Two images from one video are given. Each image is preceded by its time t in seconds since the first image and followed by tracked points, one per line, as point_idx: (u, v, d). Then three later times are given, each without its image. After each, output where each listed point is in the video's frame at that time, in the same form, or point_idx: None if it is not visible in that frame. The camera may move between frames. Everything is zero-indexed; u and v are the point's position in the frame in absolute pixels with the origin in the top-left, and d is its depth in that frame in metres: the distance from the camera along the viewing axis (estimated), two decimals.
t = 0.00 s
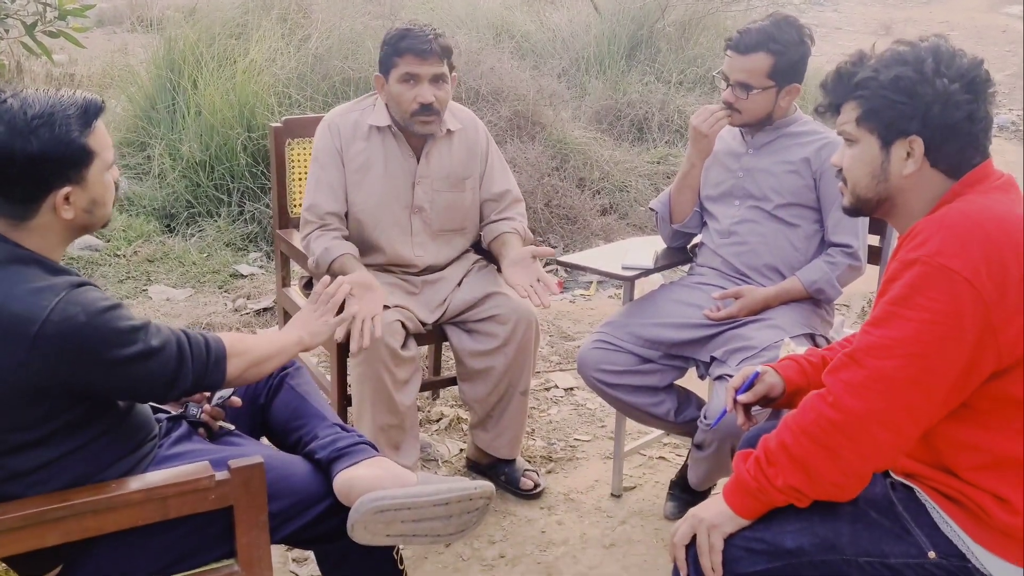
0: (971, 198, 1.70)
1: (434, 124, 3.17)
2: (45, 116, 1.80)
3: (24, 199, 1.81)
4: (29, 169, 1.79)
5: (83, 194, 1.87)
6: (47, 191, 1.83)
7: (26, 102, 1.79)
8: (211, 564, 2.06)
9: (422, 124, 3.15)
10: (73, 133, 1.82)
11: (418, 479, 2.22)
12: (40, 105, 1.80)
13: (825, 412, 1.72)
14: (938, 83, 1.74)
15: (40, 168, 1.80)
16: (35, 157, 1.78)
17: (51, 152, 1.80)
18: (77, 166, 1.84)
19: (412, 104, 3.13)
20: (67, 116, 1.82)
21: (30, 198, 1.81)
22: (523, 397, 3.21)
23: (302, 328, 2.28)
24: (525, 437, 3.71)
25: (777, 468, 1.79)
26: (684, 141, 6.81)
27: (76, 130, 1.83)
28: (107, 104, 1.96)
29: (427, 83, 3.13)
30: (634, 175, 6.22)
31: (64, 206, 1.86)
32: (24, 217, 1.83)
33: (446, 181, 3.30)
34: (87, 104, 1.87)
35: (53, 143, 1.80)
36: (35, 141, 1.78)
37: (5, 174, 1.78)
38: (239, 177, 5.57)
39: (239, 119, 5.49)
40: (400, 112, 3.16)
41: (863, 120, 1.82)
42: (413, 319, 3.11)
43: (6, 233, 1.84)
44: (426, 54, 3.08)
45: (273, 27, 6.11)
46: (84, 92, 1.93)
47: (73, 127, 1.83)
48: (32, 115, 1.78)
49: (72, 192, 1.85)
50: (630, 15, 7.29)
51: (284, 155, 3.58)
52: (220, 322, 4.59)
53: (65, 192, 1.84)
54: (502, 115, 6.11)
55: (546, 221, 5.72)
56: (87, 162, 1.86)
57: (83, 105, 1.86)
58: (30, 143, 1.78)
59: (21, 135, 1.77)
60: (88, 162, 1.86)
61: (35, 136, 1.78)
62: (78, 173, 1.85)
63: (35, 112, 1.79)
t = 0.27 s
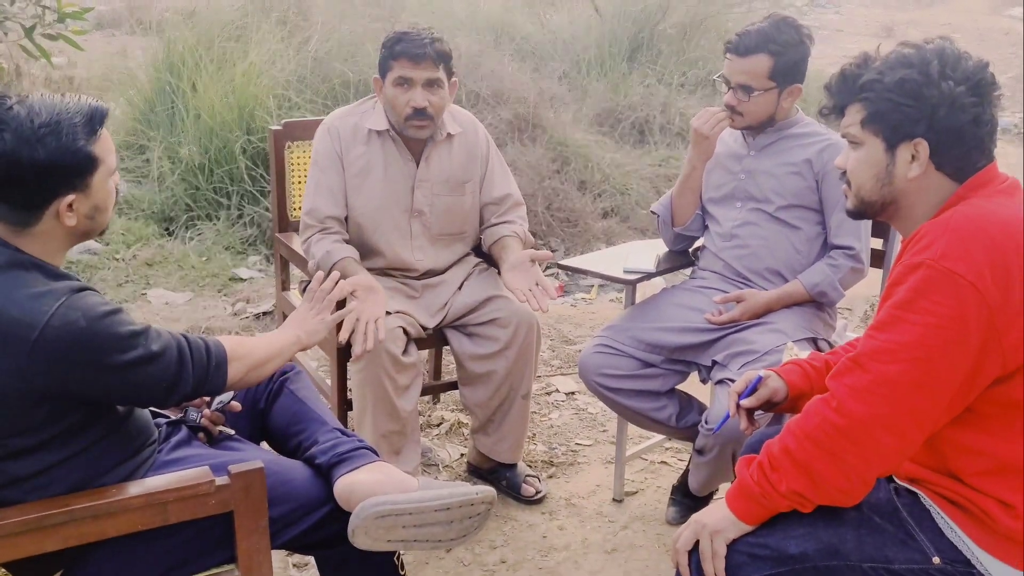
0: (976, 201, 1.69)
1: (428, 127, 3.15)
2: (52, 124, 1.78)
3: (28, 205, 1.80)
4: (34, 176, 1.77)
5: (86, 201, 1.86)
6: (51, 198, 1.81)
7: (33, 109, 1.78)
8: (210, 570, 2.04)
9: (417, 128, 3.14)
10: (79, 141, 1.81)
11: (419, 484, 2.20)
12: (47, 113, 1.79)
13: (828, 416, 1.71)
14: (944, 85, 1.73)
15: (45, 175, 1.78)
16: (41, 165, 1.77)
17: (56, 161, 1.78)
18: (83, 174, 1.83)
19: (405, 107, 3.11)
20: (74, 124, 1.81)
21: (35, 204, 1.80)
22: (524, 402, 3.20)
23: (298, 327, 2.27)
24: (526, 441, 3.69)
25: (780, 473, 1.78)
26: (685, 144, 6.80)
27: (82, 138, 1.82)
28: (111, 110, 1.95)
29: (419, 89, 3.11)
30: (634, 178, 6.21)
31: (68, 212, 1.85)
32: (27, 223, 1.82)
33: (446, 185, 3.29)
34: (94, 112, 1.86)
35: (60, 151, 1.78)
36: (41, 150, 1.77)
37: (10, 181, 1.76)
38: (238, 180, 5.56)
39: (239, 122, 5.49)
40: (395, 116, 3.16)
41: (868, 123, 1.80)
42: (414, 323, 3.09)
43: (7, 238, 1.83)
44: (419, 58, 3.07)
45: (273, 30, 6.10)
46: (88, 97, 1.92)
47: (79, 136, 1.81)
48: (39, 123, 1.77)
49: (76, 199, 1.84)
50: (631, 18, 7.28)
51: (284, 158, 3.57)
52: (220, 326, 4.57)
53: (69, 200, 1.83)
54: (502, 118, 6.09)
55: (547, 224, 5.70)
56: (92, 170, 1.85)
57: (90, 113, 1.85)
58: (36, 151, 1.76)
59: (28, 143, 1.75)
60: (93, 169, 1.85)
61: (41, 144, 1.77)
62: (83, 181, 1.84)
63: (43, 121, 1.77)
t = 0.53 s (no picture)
0: (977, 201, 1.70)
1: (428, 126, 3.17)
2: (64, 131, 1.80)
3: (36, 209, 1.80)
4: (45, 182, 1.79)
5: (94, 206, 1.88)
6: (61, 203, 1.82)
7: (46, 115, 1.79)
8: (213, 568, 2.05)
9: (417, 127, 3.15)
10: (91, 148, 1.83)
11: (421, 483, 2.21)
12: (60, 119, 1.80)
13: (831, 416, 1.72)
14: (945, 86, 1.74)
15: (56, 182, 1.80)
16: (52, 171, 1.79)
17: (69, 168, 1.80)
18: (92, 180, 1.85)
19: (405, 107, 3.12)
20: (87, 132, 1.82)
21: (43, 209, 1.81)
22: (526, 401, 3.21)
23: (291, 316, 2.30)
24: (528, 440, 3.70)
25: (782, 473, 1.78)
26: (686, 144, 6.81)
27: (94, 145, 1.84)
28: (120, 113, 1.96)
29: (420, 89, 3.12)
30: (636, 178, 6.22)
31: (75, 217, 1.86)
32: (34, 226, 1.82)
33: (446, 185, 3.29)
34: (105, 118, 1.87)
35: (72, 158, 1.80)
36: (54, 156, 1.78)
37: (21, 185, 1.77)
38: (240, 180, 5.57)
39: (241, 122, 5.50)
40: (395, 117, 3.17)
41: (869, 124, 1.81)
42: (416, 324, 3.10)
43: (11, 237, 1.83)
44: (419, 58, 3.08)
45: (275, 30, 6.12)
46: (98, 101, 1.92)
47: (91, 142, 1.83)
48: (52, 130, 1.78)
49: (84, 205, 1.86)
50: (632, 18, 7.29)
51: (286, 158, 3.58)
52: (222, 325, 4.58)
53: (79, 205, 1.85)
54: (504, 118, 6.10)
55: (549, 224, 5.71)
56: (102, 176, 1.87)
57: (101, 119, 1.86)
58: (48, 158, 1.78)
59: (41, 149, 1.77)
60: (102, 174, 1.87)
61: (54, 151, 1.78)
62: (92, 186, 1.85)
63: (56, 128, 1.78)
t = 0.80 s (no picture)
0: (981, 200, 1.70)
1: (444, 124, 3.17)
2: (63, 128, 1.79)
3: (35, 207, 1.81)
4: (42, 179, 1.79)
5: (93, 205, 1.87)
6: (59, 200, 1.82)
7: (45, 111, 1.79)
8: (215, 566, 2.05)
9: (433, 126, 3.16)
10: (89, 147, 1.82)
11: (423, 480, 2.21)
12: (59, 116, 1.80)
13: (833, 415, 1.72)
14: (948, 84, 1.74)
15: (53, 179, 1.80)
16: (50, 168, 1.79)
17: (65, 166, 1.80)
18: (90, 178, 1.84)
19: (423, 106, 3.12)
20: (86, 129, 1.82)
21: (42, 207, 1.81)
22: (527, 399, 3.21)
23: (290, 316, 2.31)
24: (529, 439, 3.70)
25: (785, 472, 1.78)
26: (687, 143, 6.81)
27: (93, 144, 1.83)
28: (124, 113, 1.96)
29: (435, 86, 3.12)
30: (637, 177, 6.22)
31: (74, 215, 1.86)
32: (34, 223, 1.82)
33: (446, 183, 3.29)
34: (106, 116, 1.87)
35: (69, 156, 1.80)
36: (51, 154, 1.78)
37: (19, 182, 1.78)
38: (242, 178, 5.57)
39: (242, 120, 5.49)
40: (408, 117, 3.16)
41: (872, 123, 1.81)
42: (418, 322, 3.10)
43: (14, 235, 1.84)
44: (432, 56, 3.09)
45: (276, 28, 6.11)
46: (101, 100, 1.93)
47: (89, 140, 1.82)
48: (50, 127, 1.78)
49: (83, 203, 1.85)
50: (633, 17, 7.28)
51: (288, 157, 3.58)
52: (223, 323, 4.58)
53: (76, 203, 1.84)
54: (505, 117, 6.11)
55: (550, 223, 5.71)
56: (101, 175, 1.86)
57: (102, 117, 1.85)
58: (45, 155, 1.78)
59: (37, 146, 1.77)
60: (102, 174, 1.86)
61: (51, 148, 1.78)
62: (92, 185, 1.85)
63: (54, 124, 1.78)
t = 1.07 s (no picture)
0: (984, 200, 1.70)
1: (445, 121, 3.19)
2: (67, 125, 1.80)
3: (39, 204, 1.81)
4: (46, 176, 1.79)
5: (96, 202, 1.87)
6: (62, 198, 1.82)
7: (50, 109, 1.79)
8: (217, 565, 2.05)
9: (435, 123, 3.17)
10: (93, 144, 1.82)
11: (426, 480, 2.21)
12: (63, 113, 1.80)
13: (836, 415, 1.72)
14: (952, 85, 1.74)
15: (56, 176, 1.80)
16: (54, 166, 1.79)
17: (69, 163, 1.80)
18: (94, 176, 1.84)
19: (424, 104, 3.12)
20: (89, 127, 1.82)
21: (45, 204, 1.81)
22: (529, 399, 3.21)
23: (313, 334, 2.28)
24: (531, 438, 3.70)
25: (787, 472, 1.78)
26: (690, 142, 6.81)
27: (97, 142, 1.83)
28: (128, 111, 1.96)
29: (436, 84, 3.13)
30: (639, 176, 6.22)
31: (78, 213, 1.86)
32: (38, 220, 1.83)
33: (446, 178, 3.30)
34: (110, 114, 1.87)
35: (73, 154, 1.80)
36: (54, 151, 1.79)
37: (22, 179, 1.78)
38: (244, 177, 5.57)
39: (244, 119, 5.50)
40: (411, 115, 3.16)
41: (875, 123, 1.81)
42: (420, 322, 3.10)
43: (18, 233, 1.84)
44: (432, 55, 3.09)
45: (279, 27, 6.11)
46: (106, 98, 1.93)
47: (93, 138, 1.83)
48: (54, 124, 1.78)
49: (86, 201, 1.85)
50: (636, 16, 7.28)
51: (291, 155, 3.58)
52: (226, 322, 4.59)
53: (80, 201, 1.84)
54: (507, 116, 6.11)
55: (552, 222, 5.71)
56: (104, 172, 1.86)
57: (106, 115, 1.86)
58: (49, 152, 1.78)
59: (41, 143, 1.77)
60: (106, 171, 1.86)
61: (55, 145, 1.78)
62: (95, 183, 1.85)
63: (58, 121, 1.79)
